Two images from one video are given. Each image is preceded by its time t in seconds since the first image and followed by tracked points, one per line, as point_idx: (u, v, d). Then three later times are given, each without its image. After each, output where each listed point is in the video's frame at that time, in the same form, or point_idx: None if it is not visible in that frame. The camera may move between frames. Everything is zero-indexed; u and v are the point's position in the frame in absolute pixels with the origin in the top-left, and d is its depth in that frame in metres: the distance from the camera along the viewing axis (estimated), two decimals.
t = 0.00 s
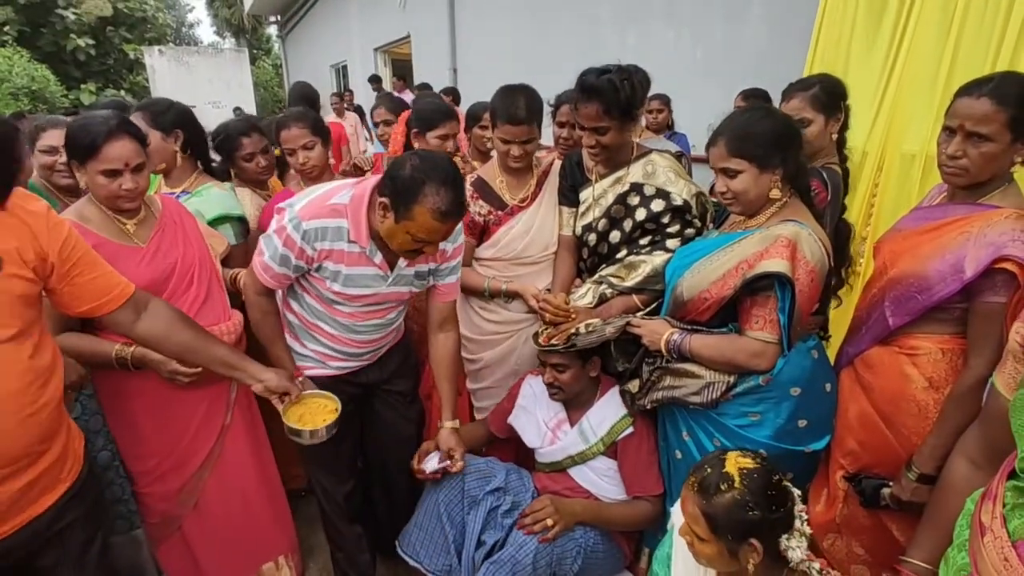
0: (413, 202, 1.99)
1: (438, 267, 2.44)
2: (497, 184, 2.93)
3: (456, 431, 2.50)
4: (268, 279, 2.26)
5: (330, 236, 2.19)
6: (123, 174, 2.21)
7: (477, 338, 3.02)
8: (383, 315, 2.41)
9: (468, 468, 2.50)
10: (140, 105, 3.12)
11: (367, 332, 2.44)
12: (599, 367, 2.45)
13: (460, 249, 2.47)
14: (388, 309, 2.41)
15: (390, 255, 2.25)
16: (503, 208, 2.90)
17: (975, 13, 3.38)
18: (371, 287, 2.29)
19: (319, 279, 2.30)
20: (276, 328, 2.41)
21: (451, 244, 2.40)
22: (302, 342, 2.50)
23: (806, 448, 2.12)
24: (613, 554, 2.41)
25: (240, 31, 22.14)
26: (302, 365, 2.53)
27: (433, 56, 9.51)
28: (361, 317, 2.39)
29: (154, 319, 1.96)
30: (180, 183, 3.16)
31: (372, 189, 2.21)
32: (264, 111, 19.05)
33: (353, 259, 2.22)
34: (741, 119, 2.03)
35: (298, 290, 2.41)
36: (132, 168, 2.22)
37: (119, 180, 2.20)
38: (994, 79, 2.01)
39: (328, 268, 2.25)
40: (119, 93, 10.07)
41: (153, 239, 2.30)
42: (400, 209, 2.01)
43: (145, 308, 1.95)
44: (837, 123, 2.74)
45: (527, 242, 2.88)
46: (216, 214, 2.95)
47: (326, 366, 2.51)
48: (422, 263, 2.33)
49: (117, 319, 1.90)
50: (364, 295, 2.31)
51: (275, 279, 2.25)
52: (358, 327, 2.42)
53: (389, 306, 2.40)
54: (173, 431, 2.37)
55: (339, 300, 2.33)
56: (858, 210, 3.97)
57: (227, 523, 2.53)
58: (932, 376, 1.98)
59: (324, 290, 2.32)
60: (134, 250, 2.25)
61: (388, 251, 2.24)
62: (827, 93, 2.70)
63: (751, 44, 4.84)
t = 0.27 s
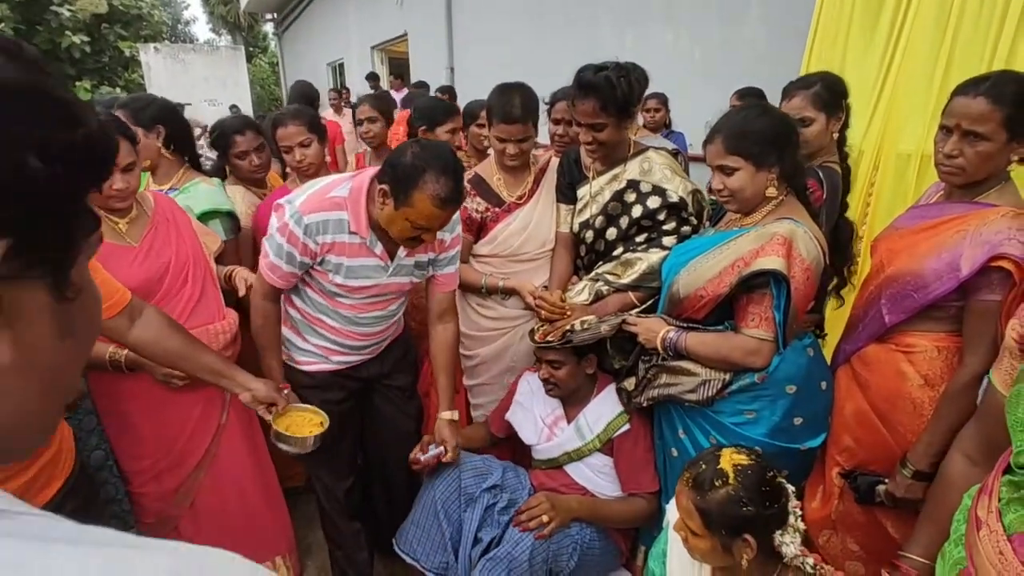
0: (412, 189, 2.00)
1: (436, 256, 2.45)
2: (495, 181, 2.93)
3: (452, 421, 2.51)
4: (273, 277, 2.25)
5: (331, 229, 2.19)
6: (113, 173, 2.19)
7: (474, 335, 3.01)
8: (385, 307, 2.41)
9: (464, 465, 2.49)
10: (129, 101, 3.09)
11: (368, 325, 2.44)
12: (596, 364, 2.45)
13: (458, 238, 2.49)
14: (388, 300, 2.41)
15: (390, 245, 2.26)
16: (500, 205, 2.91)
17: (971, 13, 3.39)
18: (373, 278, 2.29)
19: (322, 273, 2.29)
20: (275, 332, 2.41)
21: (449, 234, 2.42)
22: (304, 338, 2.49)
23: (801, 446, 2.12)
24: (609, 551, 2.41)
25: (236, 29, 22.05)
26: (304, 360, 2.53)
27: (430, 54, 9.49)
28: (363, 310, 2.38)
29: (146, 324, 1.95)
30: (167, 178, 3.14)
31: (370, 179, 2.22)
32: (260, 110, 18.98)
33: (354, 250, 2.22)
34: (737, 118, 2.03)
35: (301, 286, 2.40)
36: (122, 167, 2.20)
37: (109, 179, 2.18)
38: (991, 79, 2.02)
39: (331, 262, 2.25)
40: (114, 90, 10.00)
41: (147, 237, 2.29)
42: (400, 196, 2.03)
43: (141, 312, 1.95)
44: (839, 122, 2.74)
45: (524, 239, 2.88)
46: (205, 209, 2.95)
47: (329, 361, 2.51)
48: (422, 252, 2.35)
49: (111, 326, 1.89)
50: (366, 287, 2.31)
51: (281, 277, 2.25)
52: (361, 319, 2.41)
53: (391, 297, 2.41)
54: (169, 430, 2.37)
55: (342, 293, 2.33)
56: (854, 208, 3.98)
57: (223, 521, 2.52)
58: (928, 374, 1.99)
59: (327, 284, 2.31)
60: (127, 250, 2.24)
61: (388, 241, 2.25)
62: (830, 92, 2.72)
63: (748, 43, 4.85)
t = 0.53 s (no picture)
0: (403, 180, 2.02)
1: (432, 248, 2.46)
2: (493, 179, 2.93)
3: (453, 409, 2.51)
4: (274, 279, 2.21)
5: (327, 224, 2.19)
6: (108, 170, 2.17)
7: (472, 333, 3.01)
8: (387, 299, 2.43)
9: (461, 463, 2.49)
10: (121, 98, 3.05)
11: (372, 317, 2.45)
12: (592, 362, 2.45)
13: (453, 228, 2.51)
14: (389, 291, 2.42)
15: (386, 237, 2.28)
16: (497, 203, 2.91)
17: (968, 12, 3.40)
18: (371, 270, 2.30)
19: (322, 267, 2.29)
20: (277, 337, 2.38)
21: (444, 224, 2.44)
22: (308, 334, 2.48)
23: (797, 443, 2.13)
24: (607, 548, 2.42)
25: (232, 27, 21.98)
26: (309, 356, 2.50)
27: (427, 53, 9.48)
28: (364, 303, 2.38)
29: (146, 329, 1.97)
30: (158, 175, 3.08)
31: (361, 174, 2.23)
32: (257, 109, 18.93)
33: (352, 244, 2.23)
34: (735, 115, 2.03)
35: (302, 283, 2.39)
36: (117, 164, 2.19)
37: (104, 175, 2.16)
38: (990, 78, 2.02)
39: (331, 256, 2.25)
40: (109, 88, 9.96)
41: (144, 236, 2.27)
42: (391, 188, 2.04)
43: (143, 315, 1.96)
44: (839, 121, 2.74)
45: (522, 236, 2.88)
46: (200, 202, 2.96)
47: (335, 357, 2.50)
48: (417, 243, 2.37)
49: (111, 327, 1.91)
50: (365, 280, 2.31)
51: (286, 280, 2.22)
52: (362, 313, 2.41)
53: (391, 288, 2.41)
54: (167, 429, 2.36)
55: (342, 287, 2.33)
56: (851, 207, 3.98)
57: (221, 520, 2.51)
58: (927, 372, 1.99)
59: (329, 279, 2.31)
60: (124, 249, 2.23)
61: (384, 234, 2.26)
62: (831, 91, 2.72)
63: (745, 42, 4.85)
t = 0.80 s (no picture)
0: (386, 142, 2.03)
1: (423, 217, 2.48)
2: (488, 177, 2.92)
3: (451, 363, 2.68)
4: (262, 265, 2.23)
5: (313, 204, 2.19)
6: (102, 165, 2.15)
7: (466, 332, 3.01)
8: (387, 280, 2.43)
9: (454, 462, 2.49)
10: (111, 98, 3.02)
11: (374, 303, 2.44)
12: (585, 361, 2.46)
13: (438, 195, 2.54)
14: (388, 272, 2.43)
15: (374, 210, 2.28)
16: (494, 203, 2.89)
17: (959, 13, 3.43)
18: (366, 247, 2.30)
19: (315, 252, 2.28)
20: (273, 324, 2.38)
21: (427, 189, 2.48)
22: (312, 329, 2.45)
23: (787, 442, 2.14)
24: (600, 547, 2.42)
25: (226, 25, 21.88)
26: (315, 356, 2.48)
27: (422, 51, 9.45)
28: (363, 287, 2.39)
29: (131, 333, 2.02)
30: (151, 176, 3.07)
31: (338, 152, 2.24)
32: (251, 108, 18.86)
33: (342, 222, 2.23)
34: (728, 115, 2.04)
35: (299, 273, 2.38)
36: (112, 160, 2.17)
37: (98, 171, 2.14)
38: (984, 78, 2.03)
39: (321, 238, 2.25)
40: (101, 86, 9.89)
41: (140, 236, 2.26)
42: (376, 153, 2.05)
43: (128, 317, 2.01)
44: (833, 121, 2.75)
45: (517, 235, 2.87)
46: (199, 203, 2.99)
47: (342, 354, 2.49)
48: (407, 213, 2.39)
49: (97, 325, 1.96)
50: (362, 259, 2.32)
51: (270, 263, 2.22)
52: (364, 297, 2.41)
53: (389, 268, 2.42)
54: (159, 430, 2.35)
55: (337, 272, 2.33)
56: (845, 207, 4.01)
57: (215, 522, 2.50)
58: (919, 371, 2.00)
59: (323, 263, 2.30)
60: (121, 248, 2.21)
61: (372, 207, 2.28)
62: (825, 90, 2.72)
63: (740, 42, 4.86)
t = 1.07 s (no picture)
0: (325, 83, 2.11)
1: (398, 185, 2.54)
2: (470, 177, 2.92)
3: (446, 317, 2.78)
4: (244, 249, 2.23)
5: (289, 175, 2.21)
6: (80, 157, 2.13)
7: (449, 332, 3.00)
8: (378, 257, 2.45)
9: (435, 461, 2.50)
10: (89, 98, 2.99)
11: (367, 285, 2.44)
12: (569, 361, 2.46)
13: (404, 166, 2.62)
14: (377, 249, 2.45)
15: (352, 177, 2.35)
16: (475, 202, 2.89)
17: (933, 17, 3.50)
18: (349, 215, 2.33)
19: (299, 230, 2.28)
20: (261, 315, 2.36)
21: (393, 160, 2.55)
22: (306, 323, 2.40)
23: (765, 439, 2.17)
24: (583, 546, 2.42)
25: (207, 23, 21.63)
26: (316, 357, 2.43)
27: (405, 51, 9.41)
28: (359, 262, 2.40)
29: (90, 343, 1.99)
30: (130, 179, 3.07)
31: (300, 127, 2.31)
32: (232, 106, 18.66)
33: (323, 191, 2.27)
34: (710, 114, 2.05)
35: (290, 267, 2.36)
36: (90, 152, 2.14)
37: (76, 163, 2.12)
38: (959, 81, 2.07)
39: (301, 211, 2.25)
40: (79, 85, 9.74)
41: (122, 233, 2.23)
42: (319, 98, 2.15)
43: (92, 323, 2.00)
44: (809, 121, 2.79)
45: (498, 235, 2.88)
46: (180, 204, 2.97)
47: (342, 348, 2.47)
48: (382, 180, 2.45)
49: (60, 326, 1.94)
50: (347, 228, 2.34)
51: (252, 246, 2.23)
52: (359, 276, 2.41)
53: (378, 244, 2.45)
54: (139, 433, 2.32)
55: (329, 248, 2.33)
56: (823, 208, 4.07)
57: (197, 525, 2.47)
58: (895, 367, 2.04)
59: (310, 241, 2.30)
60: (102, 245, 2.18)
61: (347, 173, 2.33)
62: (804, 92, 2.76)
63: (722, 43, 4.91)
